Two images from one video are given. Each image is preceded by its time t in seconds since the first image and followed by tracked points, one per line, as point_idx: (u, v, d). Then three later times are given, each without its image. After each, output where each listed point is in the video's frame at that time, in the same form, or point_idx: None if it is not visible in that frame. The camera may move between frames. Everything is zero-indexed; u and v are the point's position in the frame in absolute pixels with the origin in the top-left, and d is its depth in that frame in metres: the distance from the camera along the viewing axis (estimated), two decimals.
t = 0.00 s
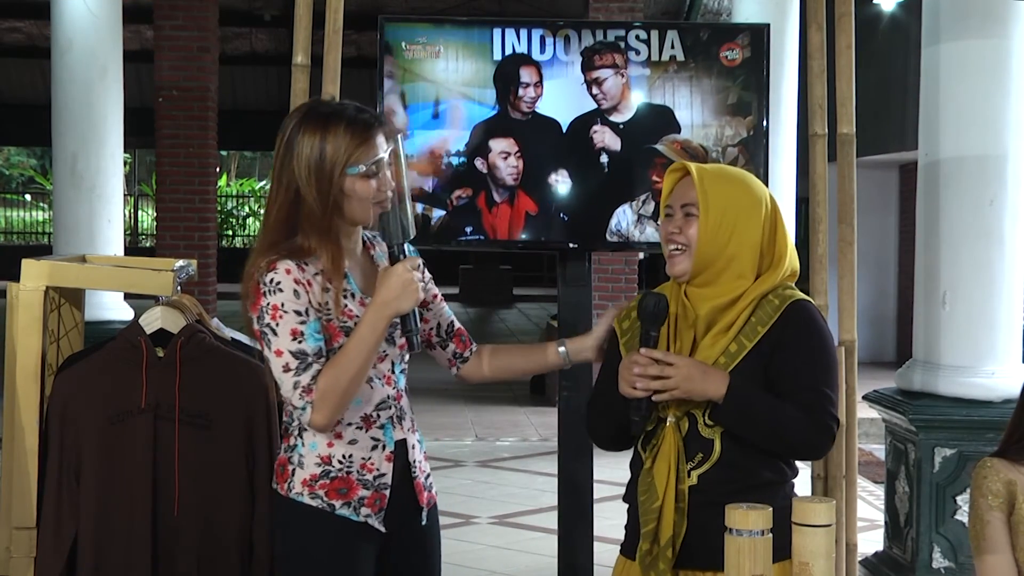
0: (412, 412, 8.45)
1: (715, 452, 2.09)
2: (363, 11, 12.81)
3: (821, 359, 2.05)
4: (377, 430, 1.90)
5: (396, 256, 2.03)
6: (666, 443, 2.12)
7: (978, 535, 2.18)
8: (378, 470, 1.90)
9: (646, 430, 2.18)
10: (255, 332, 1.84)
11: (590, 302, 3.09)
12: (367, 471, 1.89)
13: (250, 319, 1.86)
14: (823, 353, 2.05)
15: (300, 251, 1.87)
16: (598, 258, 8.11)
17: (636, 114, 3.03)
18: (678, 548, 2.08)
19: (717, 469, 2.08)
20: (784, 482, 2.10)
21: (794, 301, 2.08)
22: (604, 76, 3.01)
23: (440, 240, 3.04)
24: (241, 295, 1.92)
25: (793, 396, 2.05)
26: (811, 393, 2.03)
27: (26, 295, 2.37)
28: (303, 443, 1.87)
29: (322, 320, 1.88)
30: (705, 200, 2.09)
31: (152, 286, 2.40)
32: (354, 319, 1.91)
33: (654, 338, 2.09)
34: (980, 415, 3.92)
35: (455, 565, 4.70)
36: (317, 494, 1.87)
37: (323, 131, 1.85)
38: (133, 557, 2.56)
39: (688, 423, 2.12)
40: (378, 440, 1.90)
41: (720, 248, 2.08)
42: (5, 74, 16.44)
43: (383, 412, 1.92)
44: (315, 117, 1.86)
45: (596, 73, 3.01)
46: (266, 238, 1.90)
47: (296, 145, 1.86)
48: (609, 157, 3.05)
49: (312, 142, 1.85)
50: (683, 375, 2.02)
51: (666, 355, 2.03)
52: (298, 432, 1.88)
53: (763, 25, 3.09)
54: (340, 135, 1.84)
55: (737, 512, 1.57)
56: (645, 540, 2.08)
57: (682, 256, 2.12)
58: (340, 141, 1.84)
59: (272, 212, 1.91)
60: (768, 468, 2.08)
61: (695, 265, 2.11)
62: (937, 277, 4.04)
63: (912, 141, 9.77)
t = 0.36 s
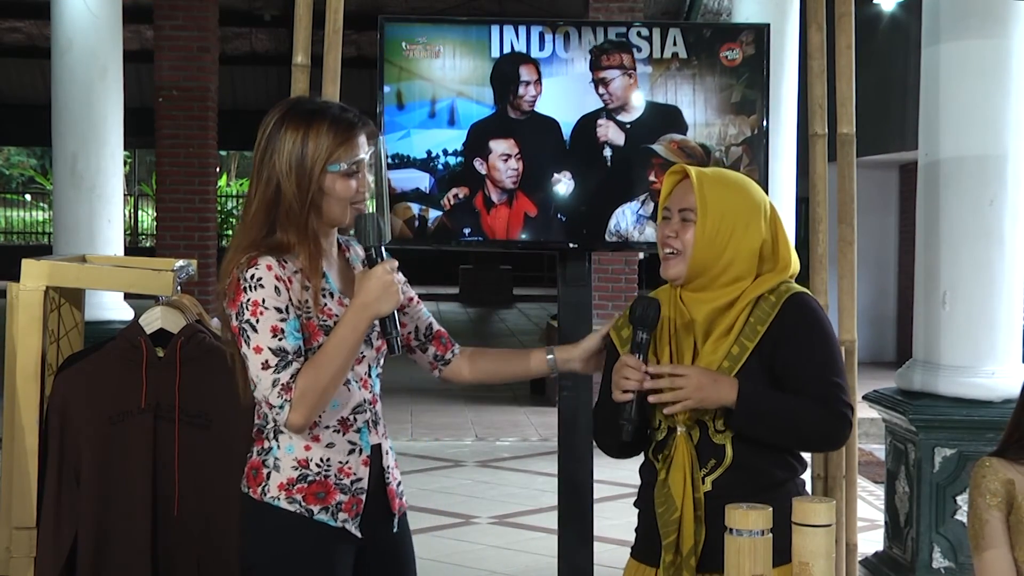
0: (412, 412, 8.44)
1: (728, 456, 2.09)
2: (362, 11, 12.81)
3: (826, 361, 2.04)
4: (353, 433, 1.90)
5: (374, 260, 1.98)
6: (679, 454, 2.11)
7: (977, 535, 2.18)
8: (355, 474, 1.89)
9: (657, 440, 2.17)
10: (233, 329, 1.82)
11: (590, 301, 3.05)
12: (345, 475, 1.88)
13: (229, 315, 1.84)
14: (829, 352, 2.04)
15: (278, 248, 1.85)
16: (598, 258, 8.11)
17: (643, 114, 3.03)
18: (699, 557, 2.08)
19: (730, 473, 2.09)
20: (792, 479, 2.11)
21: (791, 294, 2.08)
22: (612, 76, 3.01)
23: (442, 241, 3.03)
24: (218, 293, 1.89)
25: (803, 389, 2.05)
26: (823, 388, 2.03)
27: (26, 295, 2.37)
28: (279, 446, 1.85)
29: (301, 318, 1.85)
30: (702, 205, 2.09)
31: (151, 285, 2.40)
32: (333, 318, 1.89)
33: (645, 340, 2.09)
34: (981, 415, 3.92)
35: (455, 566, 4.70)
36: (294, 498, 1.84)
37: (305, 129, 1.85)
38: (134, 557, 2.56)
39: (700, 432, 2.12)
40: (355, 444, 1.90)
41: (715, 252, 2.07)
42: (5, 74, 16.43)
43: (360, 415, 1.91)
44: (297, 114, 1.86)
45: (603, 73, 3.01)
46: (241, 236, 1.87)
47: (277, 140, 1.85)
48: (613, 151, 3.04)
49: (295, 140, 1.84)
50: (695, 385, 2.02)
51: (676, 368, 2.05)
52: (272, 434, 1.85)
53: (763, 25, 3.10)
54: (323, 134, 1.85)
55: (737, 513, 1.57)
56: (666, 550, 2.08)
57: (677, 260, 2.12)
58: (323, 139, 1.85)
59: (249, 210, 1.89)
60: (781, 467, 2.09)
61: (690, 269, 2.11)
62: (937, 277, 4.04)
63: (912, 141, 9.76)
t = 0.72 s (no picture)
0: (412, 412, 8.44)
1: (722, 454, 2.09)
2: (362, 11, 12.82)
3: (835, 363, 2.05)
4: (343, 437, 1.88)
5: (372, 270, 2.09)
6: (671, 447, 2.13)
7: (976, 537, 2.18)
8: (345, 478, 1.87)
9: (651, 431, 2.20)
10: (234, 334, 1.79)
11: (591, 302, 3.05)
12: (335, 479, 1.85)
13: (229, 321, 1.81)
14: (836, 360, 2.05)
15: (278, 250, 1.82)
16: (598, 258, 8.11)
17: (657, 116, 3.04)
18: (681, 549, 2.09)
19: (723, 472, 2.09)
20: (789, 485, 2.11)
21: (806, 308, 2.08)
22: (626, 77, 3.02)
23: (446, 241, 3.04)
24: (212, 294, 1.85)
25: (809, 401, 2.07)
26: (836, 402, 2.05)
27: (26, 294, 2.39)
28: (271, 449, 1.81)
29: (301, 325, 1.82)
30: (716, 204, 2.09)
31: (152, 285, 2.39)
32: (331, 327, 1.88)
33: (642, 332, 2.14)
34: (981, 414, 3.92)
35: (455, 565, 4.71)
36: (287, 502, 1.81)
37: (310, 132, 1.84)
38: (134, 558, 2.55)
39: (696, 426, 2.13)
40: (344, 448, 1.88)
41: (726, 253, 2.08)
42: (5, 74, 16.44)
43: (349, 418, 1.90)
44: (302, 116, 1.85)
45: (618, 74, 3.02)
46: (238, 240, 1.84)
47: (281, 142, 1.83)
48: (625, 150, 3.04)
49: (300, 141, 1.83)
50: (713, 411, 2.02)
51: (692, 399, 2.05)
52: (264, 438, 1.81)
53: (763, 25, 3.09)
54: (329, 137, 1.84)
55: (737, 513, 1.57)
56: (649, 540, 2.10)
57: (686, 257, 2.14)
58: (329, 143, 1.84)
59: (247, 212, 1.85)
60: (776, 473, 2.09)
61: (698, 266, 2.12)
62: (937, 277, 4.04)
63: (912, 141, 9.76)
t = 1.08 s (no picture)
0: (412, 412, 8.44)
1: (716, 451, 2.09)
2: (362, 12, 12.81)
3: (830, 364, 2.04)
4: (347, 437, 1.88)
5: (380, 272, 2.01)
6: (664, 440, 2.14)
7: (978, 538, 2.18)
8: (348, 479, 1.87)
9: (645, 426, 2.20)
10: (252, 336, 1.79)
11: (590, 302, 3.06)
12: (340, 480, 1.85)
13: (245, 320, 1.81)
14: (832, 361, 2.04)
15: (296, 251, 1.82)
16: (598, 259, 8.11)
17: (670, 116, 3.05)
18: (675, 544, 2.09)
19: (720, 464, 2.09)
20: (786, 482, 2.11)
21: (801, 306, 2.08)
22: (634, 78, 3.03)
23: (446, 241, 3.04)
24: (225, 296, 1.85)
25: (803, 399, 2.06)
26: (826, 402, 2.03)
27: (27, 295, 2.38)
28: (279, 450, 1.82)
29: (318, 328, 1.83)
30: (727, 202, 2.10)
31: (152, 286, 2.38)
32: (345, 328, 1.89)
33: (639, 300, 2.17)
34: (981, 415, 3.92)
35: (455, 565, 4.71)
36: (294, 503, 1.82)
37: (324, 130, 1.83)
38: (134, 557, 2.56)
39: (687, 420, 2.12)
40: (348, 448, 1.88)
41: (739, 249, 2.09)
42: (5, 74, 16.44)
43: (354, 418, 1.91)
44: (315, 114, 1.84)
45: (626, 74, 3.03)
46: (256, 242, 1.84)
47: (296, 142, 1.83)
48: (640, 152, 3.05)
49: (315, 141, 1.82)
50: (698, 411, 2.01)
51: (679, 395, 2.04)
52: (271, 438, 1.82)
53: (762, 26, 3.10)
54: (342, 135, 1.84)
55: (738, 513, 1.57)
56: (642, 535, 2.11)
57: (697, 254, 2.12)
58: (344, 142, 1.84)
59: (264, 214, 1.85)
60: (773, 472, 2.09)
61: (710, 262, 2.11)
62: (936, 277, 4.04)
63: (912, 141, 9.76)
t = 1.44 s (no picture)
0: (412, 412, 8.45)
1: (716, 449, 2.09)
2: (363, 12, 12.81)
3: (823, 359, 2.04)
4: (374, 431, 1.91)
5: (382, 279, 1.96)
6: (666, 437, 2.13)
7: (978, 539, 2.18)
8: (376, 472, 1.90)
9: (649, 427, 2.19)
10: (261, 331, 1.81)
11: (590, 302, 3.06)
12: (367, 474, 1.89)
13: (256, 317, 1.83)
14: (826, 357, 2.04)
15: (303, 244, 1.82)
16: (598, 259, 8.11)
17: (676, 113, 3.03)
18: (679, 545, 2.10)
19: (719, 466, 2.09)
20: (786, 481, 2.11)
21: (799, 306, 2.08)
22: (639, 76, 3.03)
23: (444, 241, 3.03)
24: (240, 296, 1.87)
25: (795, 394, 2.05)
26: (810, 394, 2.03)
27: (27, 296, 2.36)
28: (305, 448, 1.85)
29: (329, 321, 1.85)
30: (727, 204, 2.10)
31: (152, 286, 2.38)
32: (361, 319, 1.90)
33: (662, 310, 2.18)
34: (981, 415, 3.92)
35: (455, 565, 4.71)
36: (322, 500, 1.85)
37: (327, 125, 1.84)
38: (135, 557, 2.56)
39: (688, 419, 2.13)
40: (375, 442, 1.91)
41: (742, 247, 2.09)
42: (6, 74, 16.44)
43: (379, 413, 1.94)
44: (317, 108, 1.85)
45: (631, 72, 3.03)
46: (263, 238, 1.85)
47: (299, 137, 1.84)
48: (647, 152, 3.03)
49: (318, 135, 1.83)
50: (687, 357, 2.03)
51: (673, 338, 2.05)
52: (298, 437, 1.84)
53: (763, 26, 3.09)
54: (345, 129, 1.85)
55: (738, 513, 1.57)
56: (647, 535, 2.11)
57: (703, 260, 2.11)
58: (347, 135, 1.85)
59: (270, 209, 1.86)
60: (771, 469, 2.09)
61: (716, 269, 2.10)
62: (936, 278, 4.04)
63: (912, 141, 9.76)
